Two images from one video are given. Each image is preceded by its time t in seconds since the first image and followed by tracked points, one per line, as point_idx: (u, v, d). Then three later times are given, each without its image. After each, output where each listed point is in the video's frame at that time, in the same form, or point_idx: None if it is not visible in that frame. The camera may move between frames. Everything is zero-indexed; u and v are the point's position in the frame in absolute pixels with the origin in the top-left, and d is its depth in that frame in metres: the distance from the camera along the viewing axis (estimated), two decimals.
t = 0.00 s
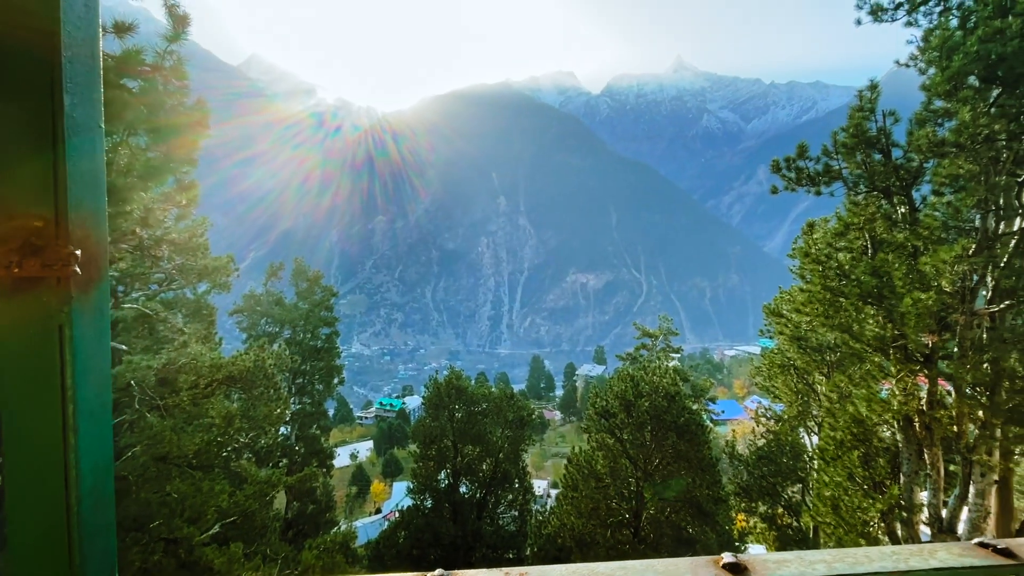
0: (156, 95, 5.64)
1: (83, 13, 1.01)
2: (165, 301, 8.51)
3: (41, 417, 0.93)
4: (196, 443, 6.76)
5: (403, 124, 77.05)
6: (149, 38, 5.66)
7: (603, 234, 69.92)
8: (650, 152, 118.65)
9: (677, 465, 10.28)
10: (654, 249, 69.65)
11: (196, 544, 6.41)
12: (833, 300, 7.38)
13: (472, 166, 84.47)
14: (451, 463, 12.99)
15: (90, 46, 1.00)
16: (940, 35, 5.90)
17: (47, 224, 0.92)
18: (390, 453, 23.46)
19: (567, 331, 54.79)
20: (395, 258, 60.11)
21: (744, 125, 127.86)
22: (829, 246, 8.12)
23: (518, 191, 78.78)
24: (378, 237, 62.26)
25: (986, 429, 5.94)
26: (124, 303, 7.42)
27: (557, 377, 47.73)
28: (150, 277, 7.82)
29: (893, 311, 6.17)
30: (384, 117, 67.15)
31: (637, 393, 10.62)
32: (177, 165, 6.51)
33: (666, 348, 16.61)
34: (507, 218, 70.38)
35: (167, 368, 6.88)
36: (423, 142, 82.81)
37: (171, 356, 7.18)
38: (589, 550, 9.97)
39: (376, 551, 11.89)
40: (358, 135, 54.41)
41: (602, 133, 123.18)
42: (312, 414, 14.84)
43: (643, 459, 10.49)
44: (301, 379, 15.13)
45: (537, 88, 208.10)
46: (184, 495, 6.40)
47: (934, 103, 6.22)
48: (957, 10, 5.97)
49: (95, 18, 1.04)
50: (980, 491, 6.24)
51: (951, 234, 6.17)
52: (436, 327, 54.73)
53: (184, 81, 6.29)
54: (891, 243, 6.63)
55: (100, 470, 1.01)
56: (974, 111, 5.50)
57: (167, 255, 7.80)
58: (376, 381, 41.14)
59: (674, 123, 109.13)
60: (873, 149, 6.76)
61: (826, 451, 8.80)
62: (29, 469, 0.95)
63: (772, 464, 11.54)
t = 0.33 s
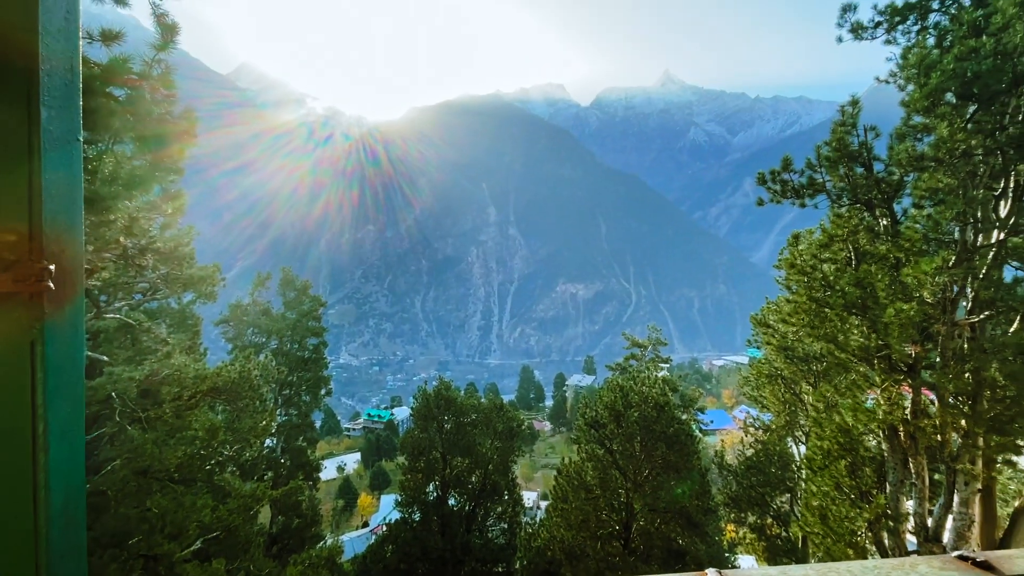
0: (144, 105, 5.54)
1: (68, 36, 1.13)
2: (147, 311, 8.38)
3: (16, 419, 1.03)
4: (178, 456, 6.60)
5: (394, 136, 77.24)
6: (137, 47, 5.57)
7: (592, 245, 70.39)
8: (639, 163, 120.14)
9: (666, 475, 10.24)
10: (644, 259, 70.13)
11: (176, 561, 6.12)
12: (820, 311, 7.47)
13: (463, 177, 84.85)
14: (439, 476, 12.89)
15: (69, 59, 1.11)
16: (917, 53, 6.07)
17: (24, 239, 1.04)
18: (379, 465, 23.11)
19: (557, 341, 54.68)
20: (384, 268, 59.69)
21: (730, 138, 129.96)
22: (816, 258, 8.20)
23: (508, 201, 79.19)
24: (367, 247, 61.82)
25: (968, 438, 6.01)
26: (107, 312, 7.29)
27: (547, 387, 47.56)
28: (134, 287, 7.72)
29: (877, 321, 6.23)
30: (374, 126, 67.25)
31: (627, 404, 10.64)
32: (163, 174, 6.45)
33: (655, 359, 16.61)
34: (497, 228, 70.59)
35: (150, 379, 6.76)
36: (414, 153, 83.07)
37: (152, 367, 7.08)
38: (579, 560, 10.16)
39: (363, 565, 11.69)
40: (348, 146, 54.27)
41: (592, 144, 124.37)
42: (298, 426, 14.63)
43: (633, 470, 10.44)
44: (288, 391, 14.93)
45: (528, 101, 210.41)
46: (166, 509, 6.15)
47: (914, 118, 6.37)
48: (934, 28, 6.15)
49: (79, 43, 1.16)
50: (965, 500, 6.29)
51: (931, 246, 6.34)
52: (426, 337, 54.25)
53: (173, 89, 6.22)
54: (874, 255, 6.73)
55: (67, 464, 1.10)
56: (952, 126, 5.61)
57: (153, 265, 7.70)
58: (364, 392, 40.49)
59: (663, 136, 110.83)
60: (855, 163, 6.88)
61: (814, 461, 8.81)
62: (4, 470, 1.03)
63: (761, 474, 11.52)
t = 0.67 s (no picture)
0: (129, 115, 5.47)
1: (46, 50, 1.20)
2: (131, 322, 8.26)
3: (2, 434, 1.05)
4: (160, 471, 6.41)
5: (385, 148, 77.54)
6: (125, 56, 5.53)
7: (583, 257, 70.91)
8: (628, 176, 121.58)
9: (657, 488, 10.18)
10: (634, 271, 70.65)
11: None
12: (807, 322, 7.51)
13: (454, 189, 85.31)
14: (428, 490, 12.63)
15: (48, 71, 1.18)
16: (897, 71, 6.21)
17: None
18: (367, 479, 22.77)
19: (548, 353, 54.51)
20: (374, 279, 59.43)
21: (717, 152, 132.22)
22: (801, 270, 8.30)
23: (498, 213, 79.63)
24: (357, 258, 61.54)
25: (954, 448, 6.06)
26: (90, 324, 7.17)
27: (538, 399, 47.33)
28: (118, 298, 7.62)
29: (863, 332, 6.29)
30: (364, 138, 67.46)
31: (617, 415, 10.60)
32: (149, 184, 6.38)
33: (645, 370, 16.59)
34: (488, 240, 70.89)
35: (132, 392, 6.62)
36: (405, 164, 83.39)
37: (134, 380, 6.95)
38: None
39: None
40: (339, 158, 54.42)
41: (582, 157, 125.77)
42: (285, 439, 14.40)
43: (624, 482, 10.39)
44: (275, 404, 14.75)
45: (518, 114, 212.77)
46: (146, 527, 5.94)
47: (895, 134, 6.50)
48: (912, 47, 6.34)
49: (59, 59, 1.23)
50: (952, 510, 6.34)
51: (913, 258, 6.41)
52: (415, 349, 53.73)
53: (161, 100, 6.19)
54: (859, 267, 6.80)
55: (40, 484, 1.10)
56: (931, 143, 5.71)
57: (136, 277, 7.61)
58: (353, 404, 39.97)
59: (652, 150, 112.62)
60: (838, 177, 6.96)
61: (803, 472, 8.85)
62: None
63: (751, 485, 11.58)
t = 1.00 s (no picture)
0: (119, 126, 5.42)
1: (33, 75, 1.46)
2: (117, 335, 8.13)
3: None
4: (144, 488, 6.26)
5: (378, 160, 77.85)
6: (115, 69, 5.51)
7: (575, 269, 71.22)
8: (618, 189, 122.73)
9: (650, 502, 10.10)
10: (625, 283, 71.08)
11: None
12: (796, 334, 7.55)
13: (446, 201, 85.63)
14: (419, 505, 12.58)
15: (34, 102, 1.44)
16: (879, 88, 6.35)
17: None
18: (356, 494, 22.38)
19: (540, 365, 54.27)
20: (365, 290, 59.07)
21: (706, 166, 134.09)
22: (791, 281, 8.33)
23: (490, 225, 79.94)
24: (348, 269, 61.22)
25: (943, 459, 6.07)
26: (76, 337, 7.04)
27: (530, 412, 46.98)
28: (104, 311, 7.50)
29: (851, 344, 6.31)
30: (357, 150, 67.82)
31: (610, 428, 10.56)
32: (137, 195, 6.30)
33: (638, 382, 16.49)
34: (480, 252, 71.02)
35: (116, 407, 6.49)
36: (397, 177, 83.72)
37: (118, 394, 6.83)
38: None
39: None
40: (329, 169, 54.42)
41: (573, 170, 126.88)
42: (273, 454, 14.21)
43: (616, 495, 10.33)
44: (263, 417, 14.60)
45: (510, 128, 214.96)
46: (129, 545, 5.78)
47: (879, 149, 6.63)
48: (894, 65, 6.52)
49: (44, 85, 1.48)
50: (942, 521, 6.36)
51: (899, 270, 6.49)
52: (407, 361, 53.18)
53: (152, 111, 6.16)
54: (847, 279, 6.85)
55: (16, 463, 1.31)
56: (914, 158, 5.83)
57: (123, 289, 7.51)
58: (342, 418, 39.41)
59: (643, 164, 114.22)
60: (825, 191, 7.03)
61: (795, 484, 8.86)
62: None
63: (743, 498, 11.68)
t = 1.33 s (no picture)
0: (113, 137, 5.41)
1: (29, 90, 1.57)
2: (105, 348, 8.00)
3: None
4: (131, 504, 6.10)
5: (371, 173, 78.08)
6: (110, 81, 5.51)
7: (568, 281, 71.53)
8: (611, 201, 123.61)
9: (645, 515, 10.01)
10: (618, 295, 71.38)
11: None
12: (787, 346, 7.57)
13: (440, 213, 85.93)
14: (411, 520, 12.39)
15: (31, 115, 1.55)
16: (865, 104, 6.46)
17: None
18: (348, 509, 22.01)
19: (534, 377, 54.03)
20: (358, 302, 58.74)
21: (698, 179, 135.42)
22: (782, 293, 8.35)
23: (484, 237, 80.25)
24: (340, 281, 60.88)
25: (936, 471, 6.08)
26: (61, 350, 6.91)
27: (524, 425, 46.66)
28: (92, 323, 7.39)
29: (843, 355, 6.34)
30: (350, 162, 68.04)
31: (604, 440, 10.54)
32: (128, 207, 6.26)
33: (632, 394, 16.37)
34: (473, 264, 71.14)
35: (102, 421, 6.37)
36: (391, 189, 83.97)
37: (105, 408, 6.68)
38: None
39: None
40: (323, 181, 54.50)
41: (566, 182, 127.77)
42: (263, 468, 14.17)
43: (611, 509, 10.25)
44: (253, 431, 14.53)
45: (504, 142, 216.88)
46: (113, 566, 5.64)
47: (866, 163, 6.74)
48: (879, 82, 6.68)
49: (40, 99, 1.60)
50: (936, 534, 6.38)
51: (889, 282, 6.56)
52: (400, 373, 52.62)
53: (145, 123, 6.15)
54: (836, 291, 6.88)
55: (12, 457, 1.43)
56: (900, 172, 5.92)
57: (112, 301, 7.44)
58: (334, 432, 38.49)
59: (635, 177, 115.47)
60: (814, 205, 7.12)
61: (789, 496, 8.90)
62: None
63: (739, 510, 11.54)
